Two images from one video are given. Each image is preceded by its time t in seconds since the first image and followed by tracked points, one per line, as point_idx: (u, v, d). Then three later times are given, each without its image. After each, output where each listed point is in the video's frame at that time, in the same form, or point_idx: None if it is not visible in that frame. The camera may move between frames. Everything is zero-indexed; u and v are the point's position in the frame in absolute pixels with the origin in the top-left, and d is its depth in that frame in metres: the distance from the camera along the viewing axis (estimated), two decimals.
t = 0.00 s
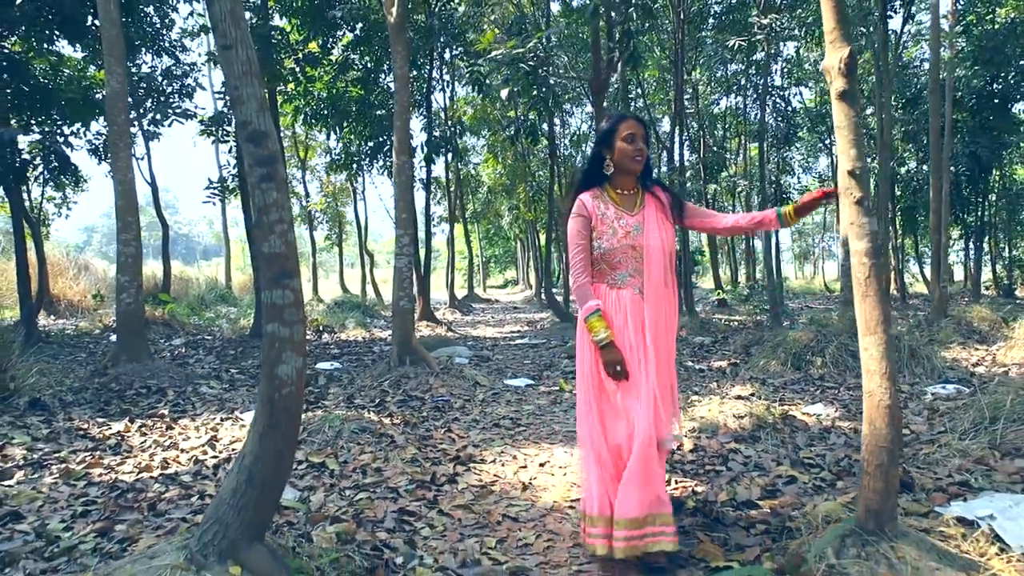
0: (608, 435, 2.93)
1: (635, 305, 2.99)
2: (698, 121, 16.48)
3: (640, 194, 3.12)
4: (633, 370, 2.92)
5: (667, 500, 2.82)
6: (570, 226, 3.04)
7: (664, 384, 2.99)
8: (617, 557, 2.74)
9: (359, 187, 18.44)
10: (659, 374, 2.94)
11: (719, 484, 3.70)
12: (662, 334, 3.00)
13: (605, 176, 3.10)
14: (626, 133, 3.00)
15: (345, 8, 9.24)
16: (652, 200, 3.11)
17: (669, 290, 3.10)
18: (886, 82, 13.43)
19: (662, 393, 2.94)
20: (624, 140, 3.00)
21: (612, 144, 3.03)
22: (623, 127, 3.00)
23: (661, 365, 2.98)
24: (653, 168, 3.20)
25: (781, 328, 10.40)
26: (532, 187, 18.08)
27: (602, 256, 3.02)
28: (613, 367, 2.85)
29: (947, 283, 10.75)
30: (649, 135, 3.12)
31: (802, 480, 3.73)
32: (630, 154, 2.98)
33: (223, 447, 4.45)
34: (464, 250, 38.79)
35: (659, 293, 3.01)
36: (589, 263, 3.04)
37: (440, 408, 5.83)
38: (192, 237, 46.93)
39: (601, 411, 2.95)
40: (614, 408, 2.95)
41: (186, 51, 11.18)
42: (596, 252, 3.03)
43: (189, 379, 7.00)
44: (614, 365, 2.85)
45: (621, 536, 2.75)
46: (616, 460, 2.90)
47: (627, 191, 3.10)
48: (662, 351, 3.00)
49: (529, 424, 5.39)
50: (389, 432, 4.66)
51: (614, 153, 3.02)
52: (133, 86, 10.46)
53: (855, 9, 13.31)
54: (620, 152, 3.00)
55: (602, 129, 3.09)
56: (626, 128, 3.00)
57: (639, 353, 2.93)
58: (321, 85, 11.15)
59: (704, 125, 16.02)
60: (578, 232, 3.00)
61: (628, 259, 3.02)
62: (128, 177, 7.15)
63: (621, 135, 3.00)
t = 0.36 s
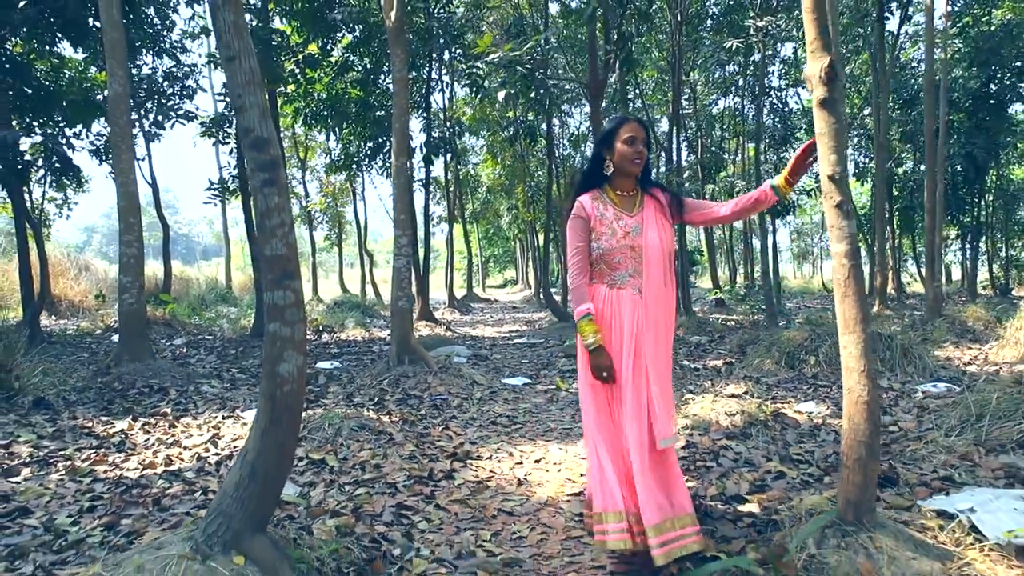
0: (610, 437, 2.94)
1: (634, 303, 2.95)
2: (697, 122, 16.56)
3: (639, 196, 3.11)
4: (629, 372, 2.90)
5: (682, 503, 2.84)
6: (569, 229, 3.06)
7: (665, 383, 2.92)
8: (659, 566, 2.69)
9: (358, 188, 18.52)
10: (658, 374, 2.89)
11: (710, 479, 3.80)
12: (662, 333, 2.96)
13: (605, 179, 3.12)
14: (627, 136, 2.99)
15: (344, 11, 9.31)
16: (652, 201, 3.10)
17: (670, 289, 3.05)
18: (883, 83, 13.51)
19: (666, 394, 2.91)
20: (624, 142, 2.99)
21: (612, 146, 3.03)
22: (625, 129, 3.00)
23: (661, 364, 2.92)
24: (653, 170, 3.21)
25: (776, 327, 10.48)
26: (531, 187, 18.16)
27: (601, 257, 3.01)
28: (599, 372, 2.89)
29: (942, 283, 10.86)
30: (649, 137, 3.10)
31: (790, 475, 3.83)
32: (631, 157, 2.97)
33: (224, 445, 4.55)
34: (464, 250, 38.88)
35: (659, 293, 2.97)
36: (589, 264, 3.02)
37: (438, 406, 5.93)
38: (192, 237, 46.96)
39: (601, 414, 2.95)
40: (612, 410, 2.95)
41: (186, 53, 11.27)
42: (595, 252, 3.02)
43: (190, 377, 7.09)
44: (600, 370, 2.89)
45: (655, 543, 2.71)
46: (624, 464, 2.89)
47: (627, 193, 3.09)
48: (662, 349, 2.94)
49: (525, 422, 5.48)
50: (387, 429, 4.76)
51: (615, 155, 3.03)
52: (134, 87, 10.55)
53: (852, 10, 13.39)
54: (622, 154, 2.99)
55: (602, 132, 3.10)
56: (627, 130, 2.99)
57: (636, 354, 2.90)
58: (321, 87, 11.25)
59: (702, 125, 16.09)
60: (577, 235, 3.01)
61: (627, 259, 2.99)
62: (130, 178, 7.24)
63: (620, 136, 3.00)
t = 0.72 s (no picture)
0: (594, 433, 3.00)
1: (622, 300, 2.98)
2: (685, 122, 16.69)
3: (627, 194, 3.14)
4: (607, 368, 2.97)
5: (666, 497, 2.93)
6: (557, 226, 3.08)
7: (651, 377, 2.94)
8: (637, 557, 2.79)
9: (348, 188, 18.55)
10: (640, 368, 2.93)
11: (690, 474, 3.91)
12: (648, 328, 2.98)
13: (593, 177, 3.14)
14: (615, 134, 3.03)
15: (333, 14, 9.37)
16: (640, 198, 3.12)
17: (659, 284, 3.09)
18: (868, 84, 13.69)
19: (653, 389, 2.95)
20: (612, 141, 3.02)
21: (600, 145, 3.06)
22: (612, 128, 3.03)
23: (646, 358, 2.95)
24: (641, 167, 3.22)
25: (761, 325, 10.62)
26: (520, 187, 18.25)
27: (589, 253, 3.04)
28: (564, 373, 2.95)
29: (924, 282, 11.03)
30: (638, 134, 3.13)
31: (767, 469, 3.94)
32: (618, 155, 3.01)
33: (214, 443, 4.62)
34: (454, 250, 38.91)
35: (649, 288, 3.00)
36: (577, 260, 3.06)
37: (427, 404, 6.01)
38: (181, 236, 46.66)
39: (585, 410, 3.01)
40: (593, 407, 3.01)
41: (175, 53, 11.28)
42: (583, 249, 3.05)
43: (180, 377, 7.12)
44: (565, 371, 2.95)
45: (638, 533, 2.80)
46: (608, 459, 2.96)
47: (615, 190, 3.12)
48: (649, 343, 2.96)
49: (512, 419, 5.58)
50: (375, 427, 4.84)
51: (603, 153, 3.05)
52: (123, 87, 10.55)
53: (837, 12, 13.55)
54: (609, 152, 3.02)
55: (589, 130, 3.12)
56: (616, 129, 3.03)
57: (615, 350, 2.95)
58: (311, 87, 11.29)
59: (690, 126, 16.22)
60: (564, 232, 3.04)
61: (616, 255, 3.02)
62: (120, 180, 7.27)
63: (608, 135, 3.04)
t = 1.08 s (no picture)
0: (565, 431, 3.10)
1: (597, 301, 3.05)
2: (663, 123, 16.88)
3: (604, 196, 3.21)
4: (581, 368, 3.05)
5: (633, 494, 3.01)
6: (534, 229, 3.17)
7: (625, 376, 3.00)
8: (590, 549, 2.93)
9: (327, 187, 18.49)
10: (612, 368, 2.98)
11: (660, 468, 4.03)
12: (623, 329, 3.03)
13: (568, 180, 3.22)
14: (589, 137, 3.10)
15: (312, 15, 9.29)
16: (615, 200, 3.20)
17: (637, 285, 3.14)
18: (842, 87, 13.95)
19: (628, 388, 3.00)
20: (586, 144, 3.09)
21: (574, 149, 3.13)
22: (587, 132, 3.10)
23: (620, 357, 3.00)
24: (618, 169, 3.29)
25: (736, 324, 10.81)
26: (500, 187, 18.32)
27: (566, 256, 3.12)
28: (534, 375, 3.04)
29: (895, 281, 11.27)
30: (613, 138, 3.20)
31: (734, 463, 4.07)
32: (592, 158, 3.08)
33: (192, 441, 4.65)
34: (435, 249, 38.86)
35: (624, 288, 3.06)
36: (553, 263, 3.14)
37: (405, 402, 6.08)
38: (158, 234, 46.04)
39: (558, 409, 3.10)
40: (566, 406, 3.10)
41: (152, 50, 11.21)
42: (560, 251, 3.12)
43: (157, 376, 7.11)
44: (536, 373, 3.04)
45: (590, 529, 2.94)
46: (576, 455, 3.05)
47: (591, 193, 3.19)
48: (624, 343, 3.02)
49: (488, 417, 5.67)
50: (353, 425, 4.91)
51: (577, 157, 3.13)
52: (99, 85, 10.45)
53: (812, 16, 13.79)
54: (584, 155, 3.09)
55: (565, 135, 3.20)
56: (590, 133, 3.10)
57: (589, 350, 3.02)
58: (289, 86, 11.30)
59: (668, 126, 16.37)
60: (539, 236, 3.13)
61: (592, 256, 3.09)
62: (96, 178, 7.24)
63: (582, 139, 3.11)
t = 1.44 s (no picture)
0: (536, 427, 3.19)
1: (569, 302, 3.15)
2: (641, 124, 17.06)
3: (577, 198, 3.30)
4: (553, 366, 3.15)
5: (601, 489, 3.10)
6: (510, 230, 3.24)
7: (595, 375, 3.11)
8: (540, 538, 3.03)
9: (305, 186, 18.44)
10: (580, 366, 3.09)
11: (630, 462, 4.15)
12: (593, 329, 3.13)
13: (543, 182, 3.30)
14: (563, 141, 3.19)
15: (289, 14, 9.25)
16: (588, 203, 3.30)
17: (609, 287, 3.25)
18: (814, 90, 14.21)
19: (596, 386, 3.10)
20: (560, 147, 3.18)
21: (548, 151, 3.22)
22: (559, 135, 3.19)
23: (589, 356, 3.11)
24: (590, 172, 3.39)
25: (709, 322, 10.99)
26: (478, 186, 18.40)
27: (541, 256, 3.20)
28: (520, 374, 3.12)
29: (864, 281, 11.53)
30: (586, 141, 3.29)
31: (702, 457, 4.20)
32: (565, 161, 3.17)
33: (168, 439, 4.68)
34: (414, 249, 38.78)
35: (596, 289, 3.16)
36: (528, 263, 3.23)
37: (382, 400, 6.15)
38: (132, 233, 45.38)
39: (531, 406, 3.19)
40: (539, 403, 3.19)
41: (126, 46, 11.12)
42: (536, 252, 3.20)
43: (133, 375, 7.09)
44: (521, 372, 3.12)
45: (541, 517, 3.04)
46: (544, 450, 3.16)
47: (564, 195, 3.28)
48: (594, 343, 3.12)
49: (465, 414, 5.75)
50: (330, 422, 4.97)
51: (552, 160, 3.21)
52: (71, 81, 10.35)
53: (785, 20, 14.04)
54: (557, 159, 3.18)
55: (540, 137, 3.28)
56: (562, 136, 3.19)
57: (561, 349, 3.12)
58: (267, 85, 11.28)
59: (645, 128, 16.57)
60: (515, 237, 3.20)
61: (566, 257, 3.18)
62: (70, 176, 7.20)
63: (557, 142, 3.19)
